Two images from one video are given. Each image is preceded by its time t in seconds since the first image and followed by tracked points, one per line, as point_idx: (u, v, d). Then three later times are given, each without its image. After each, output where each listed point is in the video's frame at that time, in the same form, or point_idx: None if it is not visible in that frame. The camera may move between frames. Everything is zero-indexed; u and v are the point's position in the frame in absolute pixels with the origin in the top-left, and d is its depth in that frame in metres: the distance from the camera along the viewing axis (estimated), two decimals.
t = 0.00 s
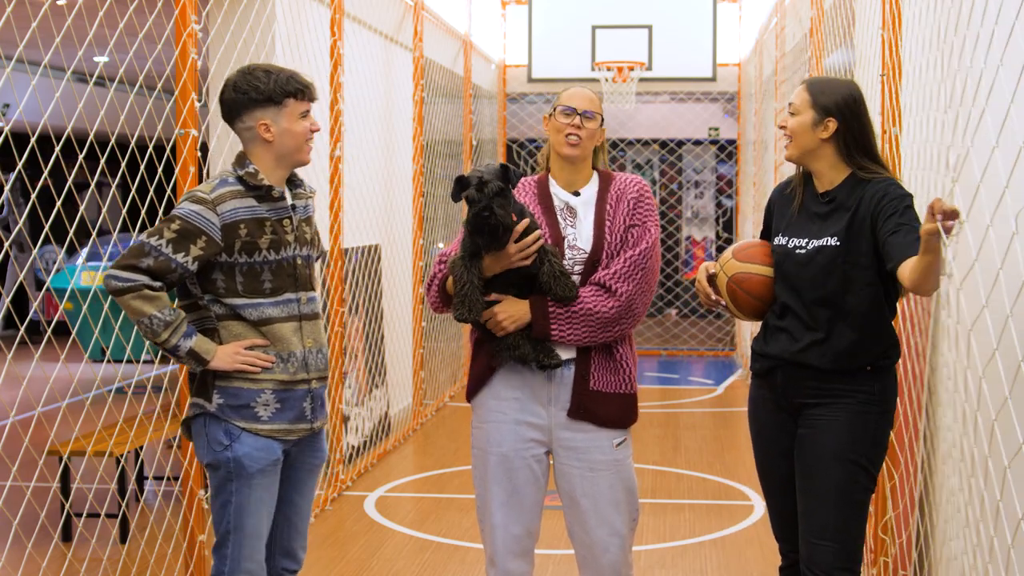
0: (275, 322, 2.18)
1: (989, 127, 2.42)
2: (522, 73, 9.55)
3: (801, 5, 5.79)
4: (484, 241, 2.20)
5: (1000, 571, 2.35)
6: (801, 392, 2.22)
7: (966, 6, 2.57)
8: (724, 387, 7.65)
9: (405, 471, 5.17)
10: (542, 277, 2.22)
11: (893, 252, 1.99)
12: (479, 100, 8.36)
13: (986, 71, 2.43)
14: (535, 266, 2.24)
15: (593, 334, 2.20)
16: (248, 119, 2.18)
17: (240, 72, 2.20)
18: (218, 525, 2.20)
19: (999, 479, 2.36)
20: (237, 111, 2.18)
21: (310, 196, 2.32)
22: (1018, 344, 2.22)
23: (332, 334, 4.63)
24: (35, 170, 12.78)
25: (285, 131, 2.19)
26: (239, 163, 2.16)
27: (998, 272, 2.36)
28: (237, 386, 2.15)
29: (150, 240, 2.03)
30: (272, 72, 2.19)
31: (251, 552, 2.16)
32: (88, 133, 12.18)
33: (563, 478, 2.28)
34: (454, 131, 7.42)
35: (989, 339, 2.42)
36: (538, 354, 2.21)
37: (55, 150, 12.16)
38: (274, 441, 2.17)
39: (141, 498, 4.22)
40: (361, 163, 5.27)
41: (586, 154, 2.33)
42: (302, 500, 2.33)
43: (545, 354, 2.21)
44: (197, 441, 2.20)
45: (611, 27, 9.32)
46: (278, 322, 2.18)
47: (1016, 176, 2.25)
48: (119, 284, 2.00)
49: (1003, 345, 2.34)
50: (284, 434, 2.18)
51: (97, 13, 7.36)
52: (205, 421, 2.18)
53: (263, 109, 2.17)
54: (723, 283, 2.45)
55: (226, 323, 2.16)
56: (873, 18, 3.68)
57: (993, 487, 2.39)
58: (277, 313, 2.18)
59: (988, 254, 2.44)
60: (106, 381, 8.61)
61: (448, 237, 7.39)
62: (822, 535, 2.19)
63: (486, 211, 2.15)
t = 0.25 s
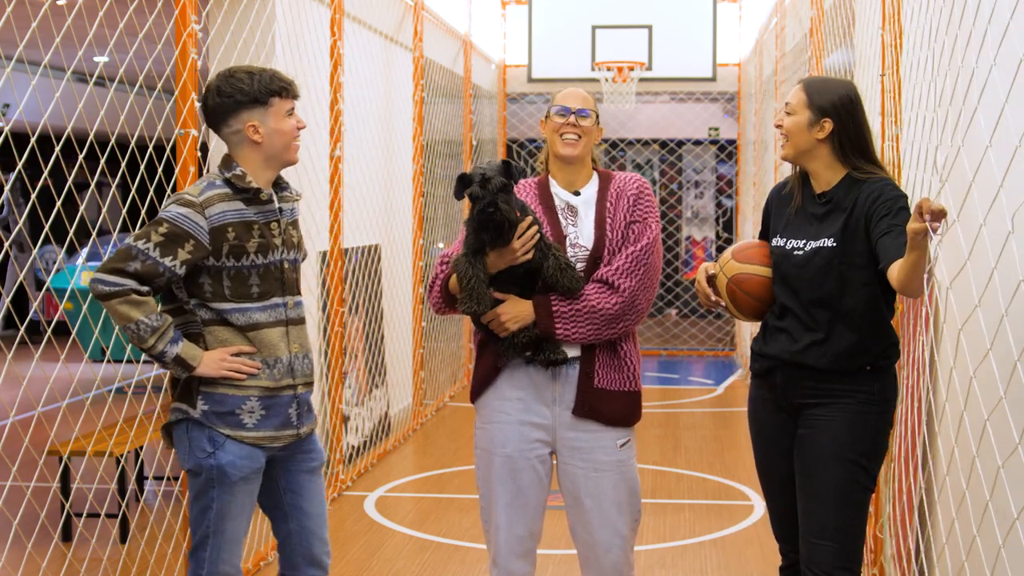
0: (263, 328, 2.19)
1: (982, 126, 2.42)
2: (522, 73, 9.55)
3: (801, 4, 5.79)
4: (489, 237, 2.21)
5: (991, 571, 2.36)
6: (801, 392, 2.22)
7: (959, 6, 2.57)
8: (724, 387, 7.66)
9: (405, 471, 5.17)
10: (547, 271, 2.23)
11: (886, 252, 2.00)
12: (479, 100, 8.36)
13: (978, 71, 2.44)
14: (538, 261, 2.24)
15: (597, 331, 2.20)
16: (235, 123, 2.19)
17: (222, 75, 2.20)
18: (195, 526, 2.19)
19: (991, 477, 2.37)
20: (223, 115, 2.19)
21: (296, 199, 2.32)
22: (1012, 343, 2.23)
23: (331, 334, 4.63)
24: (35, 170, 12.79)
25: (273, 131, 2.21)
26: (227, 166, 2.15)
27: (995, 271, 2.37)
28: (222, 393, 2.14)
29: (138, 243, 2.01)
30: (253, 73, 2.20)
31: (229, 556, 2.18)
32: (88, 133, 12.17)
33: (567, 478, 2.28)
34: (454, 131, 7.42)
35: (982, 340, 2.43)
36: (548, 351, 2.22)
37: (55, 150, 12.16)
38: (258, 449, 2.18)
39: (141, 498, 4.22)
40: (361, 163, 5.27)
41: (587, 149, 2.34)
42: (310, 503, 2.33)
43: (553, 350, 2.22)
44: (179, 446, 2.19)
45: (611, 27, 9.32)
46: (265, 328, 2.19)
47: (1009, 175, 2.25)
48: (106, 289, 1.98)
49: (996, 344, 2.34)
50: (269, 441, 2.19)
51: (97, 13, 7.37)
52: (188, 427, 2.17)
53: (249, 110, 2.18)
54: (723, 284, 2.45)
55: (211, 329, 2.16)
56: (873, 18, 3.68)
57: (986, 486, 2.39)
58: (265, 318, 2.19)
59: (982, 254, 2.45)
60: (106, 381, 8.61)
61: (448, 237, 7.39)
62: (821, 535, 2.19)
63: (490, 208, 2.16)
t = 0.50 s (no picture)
0: (255, 327, 2.19)
1: (997, 128, 2.42)
2: (522, 73, 9.55)
3: (801, 5, 5.79)
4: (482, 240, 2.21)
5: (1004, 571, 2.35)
6: (800, 392, 2.22)
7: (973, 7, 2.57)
8: (724, 387, 7.65)
9: (406, 471, 5.17)
10: (547, 275, 2.21)
11: (897, 250, 1.99)
12: (479, 100, 8.36)
13: (994, 72, 2.43)
14: (539, 263, 2.22)
15: (600, 334, 2.20)
16: (229, 121, 2.19)
17: (214, 73, 2.20)
18: (191, 529, 2.20)
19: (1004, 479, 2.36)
20: (216, 114, 2.19)
21: (291, 195, 2.32)
22: None
23: (332, 334, 4.63)
24: (36, 170, 12.79)
25: (267, 129, 2.21)
26: (221, 163, 2.16)
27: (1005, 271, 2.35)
28: (212, 393, 2.14)
29: (131, 241, 2.01)
30: (245, 71, 2.20)
31: (226, 556, 2.19)
32: (88, 133, 12.18)
33: (568, 478, 2.28)
34: (454, 130, 7.42)
35: (997, 338, 2.42)
36: (545, 356, 2.21)
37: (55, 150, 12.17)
38: (250, 449, 2.19)
39: (141, 498, 4.22)
40: (361, 163, 5.26)
41: (566, 151, 2.35)
42: (318, 501, 2.33)
43: (548, 356, 2.20)
44: (172, 447, 2.19)
45: (611, 27, 9.32)
46: (258, 327, 2.19)
47: None
48: (99, 287, 1.98)
49: (1010, 344, 2.33)
50: (262, 440, 2.19)
51: (97, 13, 7.37)
52: (180, 429, 2.17)
53: (241, 109, 2.18)
54: (721, 285, 2.45)
55: (202, 330, 2.16)
56: (872, 18, 3.68)
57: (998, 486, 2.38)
58: (258, 317, 2.19)
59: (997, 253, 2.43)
60: (106, 381, 8.61)
61: (448, 237, 7.39)
62: (821, 535, 2.19)
63: (485, 208, 2.15)
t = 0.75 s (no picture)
0: (264, 324, 2.18)
1: (999, 128, 2.42)
2: (522, 73, 9.55)
3: (801, 5, 5.79)
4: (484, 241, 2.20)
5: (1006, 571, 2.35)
6: (802, 392, 2.22)
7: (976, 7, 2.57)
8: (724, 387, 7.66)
9: (405, 471, 5.17)
10: (547, 280, 2.21)
11: (901, 249, 1.98)
12: (479, 100, 8.36)
13: (997, 72, 2.42)
14: (540, 266, 2.22)
15: (598, 336, 2.20)
16: (237, 111, 2.19)
17: (232, 64, 2.22)
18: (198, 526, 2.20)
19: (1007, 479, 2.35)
20: (227, 102, 2.19)
21: (297, 191, 2.32)
22: None
23: (332, 334, 4.62)
24: (36, 170, 12.80)
25: (274, 126, 2.21)
26: (224, 161, 2.17)
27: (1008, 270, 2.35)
28: (222, 390, 2.15)
29: (135, 241, 2.02)
30: (262, 67, 2.22)
31: (232, 554, 2.18)
32: (88, 133, 12.18)
33: (567, 478, 2.28)
34: (454, 130, 7.42)
35: (999, 337, 2.42)
36: (539, 357, 2.21)
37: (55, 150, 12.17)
38: (260, 445, 2.18)
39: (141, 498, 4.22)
40: (361, 162, 5.26)
41: (566, 150, 2.36)
42: (306, 504, 2.33)
43: (545, 359, 2.21)
44: (182, 445, 2.19)
45: (611, 27, 9.33)
46: (267, 324, 2.19)
47: None
48: (104, 288, 1.99)
49: (1012, 344, 2.33)
50: (271, 437, 2.19)
51: (98, 13, 7.37)
52: (189, 426, 2.17)
53: (254, 101, 2.19)
54: (722, 285, 2.45)
55: (211, 327, 2.16)
56: (873, 17, 3.68)
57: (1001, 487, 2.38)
58: (267, 314, 2.19)
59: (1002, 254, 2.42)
60: (106, 381, 8.62)
61: (448, 237, 7.40)
62: (821, 535, 2.19)
63: (490, 213, 2.14)
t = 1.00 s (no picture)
0: (277, 321, 2.19)
1: (991, 126, 2.43)
2: (522, 74, 9.56)
3: (801, 5, 5.79)
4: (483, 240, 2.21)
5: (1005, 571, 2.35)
6: (804, 392, 2.22)
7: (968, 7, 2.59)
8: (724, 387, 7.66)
9: (405, 471, 5.17)
10: (548, 280, 2.21)
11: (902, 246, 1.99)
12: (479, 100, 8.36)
13: (989, 71, 2.44)
14: (540, 269, 2.22)
15: (600, 336, 2.20)
16: (253, 110, 2.20)
17: (246, 64, 2.23)
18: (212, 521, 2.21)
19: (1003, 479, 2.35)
20: (243, 100, 2.19)
21: (314, 190, 2.32)
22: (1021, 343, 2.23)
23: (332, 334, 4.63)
24: (36, 170, 12.80)
25: (290, 123, 2.21)
26: (241, 160, 2.18)
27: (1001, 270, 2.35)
28: (235, 386, 2.15)
29: (148, 238, 2.05)
30: (276, 66, 2.23)
31: (242, 550, 2.18)
32: (88, 133, 12.18)
33: (566, 479, 2.28)
34: (454, 130, 7.42)
35: (993, 337, 2.42)
36: (535, 355, 2.21)
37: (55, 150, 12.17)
38: (272, 441, 2.18)
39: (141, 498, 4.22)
40: (360, 162, 5.26)
41: (567, 152, 2.36)
42: (311, 499, 2.33)
43: (542, 359, 2.20)
44: (200, 440, 2.21)
45: (611, 27, 9.33)
46: (281, 321, 2.19)
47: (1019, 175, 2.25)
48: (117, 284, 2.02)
49: (1005, 345, 2.34)
50: (284, 433, 2.19)
51: (97, 13, 7.37)
52: (206, 421, 2.19)
53: (269, 98, 2.19)
54: (723, 285, 2.45)
55: (226, 324, 2.17)
56: (873, 17, 3.68)
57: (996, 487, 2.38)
58: (280, 311, 2.19)
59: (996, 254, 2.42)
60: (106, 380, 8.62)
61: (448, 237, 7.40)
62: (822, 535, 2.19)
63: (486, 214, 2.15)
